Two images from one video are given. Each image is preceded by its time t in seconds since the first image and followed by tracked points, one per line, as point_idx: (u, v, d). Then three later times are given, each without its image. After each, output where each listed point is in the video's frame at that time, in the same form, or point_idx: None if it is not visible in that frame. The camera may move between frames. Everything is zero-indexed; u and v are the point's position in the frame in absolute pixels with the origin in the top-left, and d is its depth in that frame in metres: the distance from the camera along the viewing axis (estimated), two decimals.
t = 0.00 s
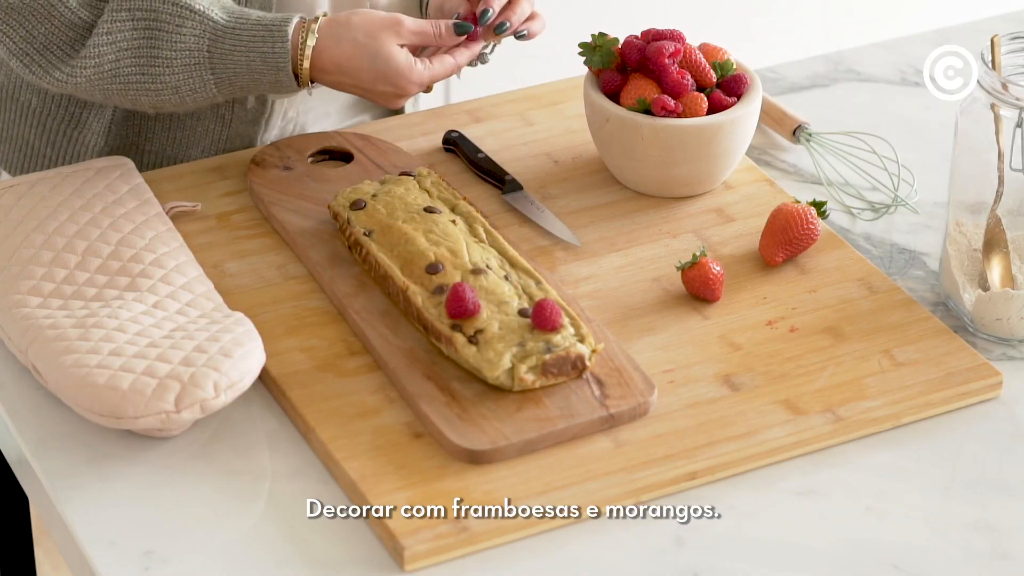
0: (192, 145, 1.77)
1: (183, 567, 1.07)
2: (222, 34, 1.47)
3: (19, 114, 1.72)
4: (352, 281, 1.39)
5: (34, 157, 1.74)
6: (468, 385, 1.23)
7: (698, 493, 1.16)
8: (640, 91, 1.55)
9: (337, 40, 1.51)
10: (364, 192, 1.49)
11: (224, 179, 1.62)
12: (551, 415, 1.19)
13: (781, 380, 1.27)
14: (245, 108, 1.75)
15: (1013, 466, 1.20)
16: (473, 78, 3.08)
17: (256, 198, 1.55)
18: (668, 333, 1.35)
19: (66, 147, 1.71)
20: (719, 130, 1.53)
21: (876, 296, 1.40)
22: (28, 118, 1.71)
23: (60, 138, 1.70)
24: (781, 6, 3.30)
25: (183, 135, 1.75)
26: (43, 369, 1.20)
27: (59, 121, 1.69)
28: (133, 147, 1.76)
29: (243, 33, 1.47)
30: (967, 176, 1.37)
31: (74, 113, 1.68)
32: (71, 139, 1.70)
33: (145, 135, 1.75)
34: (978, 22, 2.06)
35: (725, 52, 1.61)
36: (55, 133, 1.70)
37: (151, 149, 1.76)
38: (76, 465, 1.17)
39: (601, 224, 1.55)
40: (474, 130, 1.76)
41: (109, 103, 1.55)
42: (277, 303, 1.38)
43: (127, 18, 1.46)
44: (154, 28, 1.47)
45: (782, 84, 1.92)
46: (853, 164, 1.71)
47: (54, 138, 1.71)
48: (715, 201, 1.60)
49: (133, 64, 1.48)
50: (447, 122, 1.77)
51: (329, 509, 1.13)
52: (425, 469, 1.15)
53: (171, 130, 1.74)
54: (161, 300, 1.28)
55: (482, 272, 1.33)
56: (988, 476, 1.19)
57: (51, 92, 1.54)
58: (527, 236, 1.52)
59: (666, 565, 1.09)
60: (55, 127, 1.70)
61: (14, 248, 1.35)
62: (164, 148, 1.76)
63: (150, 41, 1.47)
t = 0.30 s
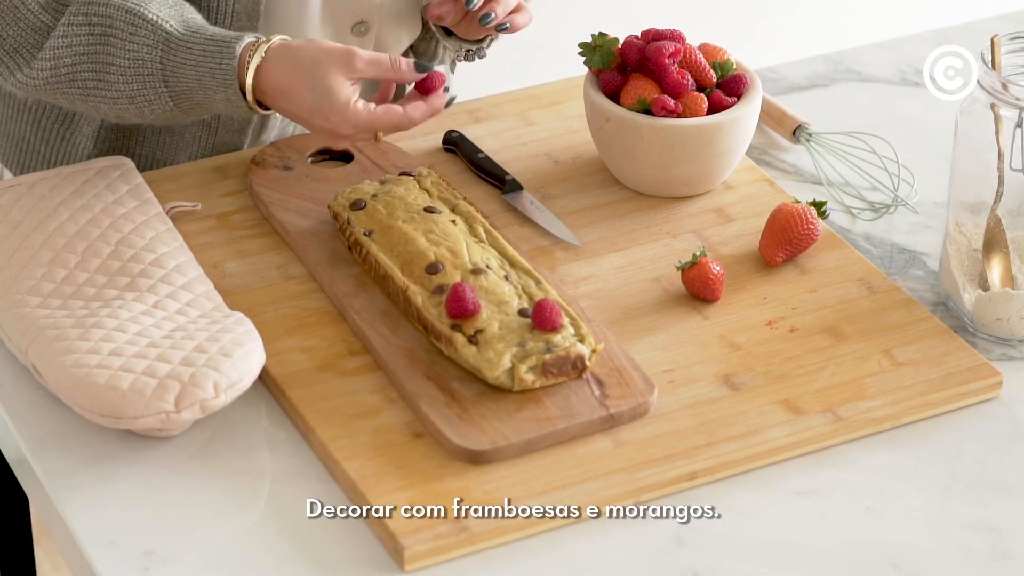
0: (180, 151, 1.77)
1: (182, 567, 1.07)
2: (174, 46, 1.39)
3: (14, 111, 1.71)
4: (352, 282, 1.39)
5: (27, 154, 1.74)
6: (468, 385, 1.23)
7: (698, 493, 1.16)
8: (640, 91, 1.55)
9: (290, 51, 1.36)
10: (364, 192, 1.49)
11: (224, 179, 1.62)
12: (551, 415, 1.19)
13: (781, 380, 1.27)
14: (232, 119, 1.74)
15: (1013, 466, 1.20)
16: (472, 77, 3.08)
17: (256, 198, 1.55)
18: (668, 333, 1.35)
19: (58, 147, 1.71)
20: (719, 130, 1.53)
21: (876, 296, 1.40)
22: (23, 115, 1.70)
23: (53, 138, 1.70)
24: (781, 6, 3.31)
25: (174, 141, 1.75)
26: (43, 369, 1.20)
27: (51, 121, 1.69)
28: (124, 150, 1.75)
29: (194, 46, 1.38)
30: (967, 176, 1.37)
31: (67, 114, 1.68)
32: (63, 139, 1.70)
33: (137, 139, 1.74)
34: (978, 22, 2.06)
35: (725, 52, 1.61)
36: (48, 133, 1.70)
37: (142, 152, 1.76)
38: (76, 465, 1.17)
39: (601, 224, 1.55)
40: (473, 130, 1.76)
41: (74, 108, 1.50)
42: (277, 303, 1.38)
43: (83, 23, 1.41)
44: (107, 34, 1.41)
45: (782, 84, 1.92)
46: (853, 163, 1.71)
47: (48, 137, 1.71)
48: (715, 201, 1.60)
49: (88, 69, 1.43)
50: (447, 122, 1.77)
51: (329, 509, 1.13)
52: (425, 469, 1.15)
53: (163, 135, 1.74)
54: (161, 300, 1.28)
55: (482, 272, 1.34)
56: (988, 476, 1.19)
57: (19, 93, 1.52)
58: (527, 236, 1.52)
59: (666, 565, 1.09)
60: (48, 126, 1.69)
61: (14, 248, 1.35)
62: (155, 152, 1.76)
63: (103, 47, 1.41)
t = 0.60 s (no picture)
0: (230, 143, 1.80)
1: (183, 567, 1.06)
2: (224, 89, 1.30)
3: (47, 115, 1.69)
4: (352, 281, 1.39)
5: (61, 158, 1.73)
6: (468, 386, 1.23)
7: (698, 493, 1.16)
8: (640, 91, 1.55)
9: (343, 109, 1.29)
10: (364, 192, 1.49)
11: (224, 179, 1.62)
12: (551, 415, 1.19)
13: (781, 380, 1.27)
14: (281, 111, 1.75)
15: (1013, 466, 1.20)
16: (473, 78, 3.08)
17: (256, 198, 1.55)
18: (668, 333, 1.35)
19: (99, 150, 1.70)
20: (719, 130, 1.53)
21: (876, 296, 1.40)
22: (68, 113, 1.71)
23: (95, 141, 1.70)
24: (783, 6, 3.31)
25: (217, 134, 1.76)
26: (43, 369, 1.20)
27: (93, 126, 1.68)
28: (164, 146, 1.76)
29: (246, 93, 1.29)
30: (967, 176, 1.37)
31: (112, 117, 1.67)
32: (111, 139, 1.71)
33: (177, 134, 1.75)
34: (977, 22, 2.06)
35: (725, 51, 1.61)
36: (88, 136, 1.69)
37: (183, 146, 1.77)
38: (76, 465, 1.17)
39: (601, 224, 1.55)
40: (474, 129, 1.76)
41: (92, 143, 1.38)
42: (277, 303, 1.38)
43: (131, 48, 1.31)
44: (155, 65, 1.31)
45: (783, 83, 1.92)
46: (853, 163, 1.71)
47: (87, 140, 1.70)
48: (715, 201, 1.60)
49: (126, 98, 1.32)
50: (447, 122, 1.77)
51: (329, 509, 1.13)
52: (426, 469, 1.15)
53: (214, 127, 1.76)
54: (160, 300, 1.28)
55: (481, 272, 1.34)
56: (988, 476, 1.19)
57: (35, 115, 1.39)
58: (527, 236, 1.52)
59: (666, 565, 1.09)
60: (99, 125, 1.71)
61: (14, 248, 1.35)
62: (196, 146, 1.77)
63: (148, 77, 1.31)
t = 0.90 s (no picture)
0: (261, 136, 1.81)
1: (183, 567, 1.06)
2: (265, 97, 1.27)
3: (92, 107, 1.73)
4: (352, 281, 1.39)
5: (107, 149, 1.77)
6: (468, 385, 1.23)
7: (698, 493, 1.16)
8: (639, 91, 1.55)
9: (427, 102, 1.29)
10: (364, 193, 1.49)
11: (224, 179, 1.62)
12: (551, 415, 1.19)
13: (781, 380, 1.27)
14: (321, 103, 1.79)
15: (1012, 466, 1.20)
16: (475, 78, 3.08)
17: (255, 198, 1.55)
18: (668, 333, 1.35)
19: (143, 142, 1.74)
20: (719, 131, 1.53)
21: (876, 296, 1.40)
22: (103, 110, 1.73)
23: (139, 133, 1.73)
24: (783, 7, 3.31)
25: (256, 126, 1.79)
26: (42, 369, 1.20)
27: (138, 117, 1.72)
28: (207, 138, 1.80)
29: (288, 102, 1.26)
30: (967, 176, 1.37)
31: (156, 110, 1.70)
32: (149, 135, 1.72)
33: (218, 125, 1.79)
34: (977, 22, 2.07)
35: (725, 52, 1.61)
36: (134, 127, 1.73)
37: (224, 138, 1.80)
38: (76, 465, 1.17)
39: (601, 224, 1.55)
40: (474, 130, 1.76)
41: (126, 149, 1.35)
42: (277, 303, 1.38)
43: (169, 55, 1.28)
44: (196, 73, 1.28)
45: (783, 83, 1.92)
46: (853, 163, 1.71)
47: (131, 132, 1.74)
48: (715, 201, 1.60)
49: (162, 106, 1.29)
50: (447, 122, 1.77)
51: (329, 509, 1.13)
52: (426, 469, 1.15)
53: (244, 120, 1.78)
54: (160, 300, 1.28)
55: (481, 272, 1.34)
56: (988, 476, 1.19)
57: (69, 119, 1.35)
58: (527, 236, 1.52)
59: (666, 565, 1.09)
60: (134, 122, 1.72)
61: (14, 248, 1.35)
62: (236, 137, 1.80)
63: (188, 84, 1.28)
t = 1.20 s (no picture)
0: (261, 137, 1.81)
1: (183, 567, 1.06)
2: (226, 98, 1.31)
3: (93, 107, 1.73)
4: (351, 281, 1.39)
5: (108, 150, 1.77)
6: (468, 386, 1.23)
7: (698, 493, 1.16)
8: (640, 91, 1.55)
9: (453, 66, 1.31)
10: (363, 192, 1.49)
11: (224, 179, 1.62)
12: (551, 415, 1.19)
13: (781, 380, 1.27)
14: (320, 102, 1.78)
15: (1012, 466, 1.20)
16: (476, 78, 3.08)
17: (255, 198, 1.56)
18: (668, 333, 1.35)
19: (143, 142, 1.73)
20: (719, 131, 1.53)
21: (876, 296, 1.40)
22: (103, 111, 1.73)
23: (138, 133, 1.73)
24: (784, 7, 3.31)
25: (256, 126, 1.79)
26: (43, 369, 1.20)
27: (138, 118, 1.71)
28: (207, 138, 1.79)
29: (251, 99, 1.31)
30: (968, 176, 1.37)
31: (155, 111, 1.70)
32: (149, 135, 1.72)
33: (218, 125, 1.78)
34: (977, 22, 2.07)
35: (725, 52, 1.61)
36: (133, 128, 1.73)
37: (225, 138, 1.80)
38: (76, 465, 1.17)
39: (601, 224, 1.55)
40: (474, 130, 1.76)
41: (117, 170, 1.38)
42: (277, 303, 1.38)
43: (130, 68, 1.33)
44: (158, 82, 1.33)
45: (783, 83, 1.92)
46: (853, 163, 1.71)
47: (130, 132, 1.73)
48: (715, 201, 1.60)
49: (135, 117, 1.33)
50: (447, 123, 1.77)
51: (329, 509, 1.13)
52: (426, 469, 1.15)
53: (244, 121, 1.78)
54: (160, 300, 1.28)
55: (481, 272, 1.34)
56: (988, 476, 1.19)
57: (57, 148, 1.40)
58: (527, 236, 1.52)
59: (666, 565, 1.09)
60: (133, 122, 1.72)
61: (14, 248, 1.35)
62: (236, 137, 1.80)
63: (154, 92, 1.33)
